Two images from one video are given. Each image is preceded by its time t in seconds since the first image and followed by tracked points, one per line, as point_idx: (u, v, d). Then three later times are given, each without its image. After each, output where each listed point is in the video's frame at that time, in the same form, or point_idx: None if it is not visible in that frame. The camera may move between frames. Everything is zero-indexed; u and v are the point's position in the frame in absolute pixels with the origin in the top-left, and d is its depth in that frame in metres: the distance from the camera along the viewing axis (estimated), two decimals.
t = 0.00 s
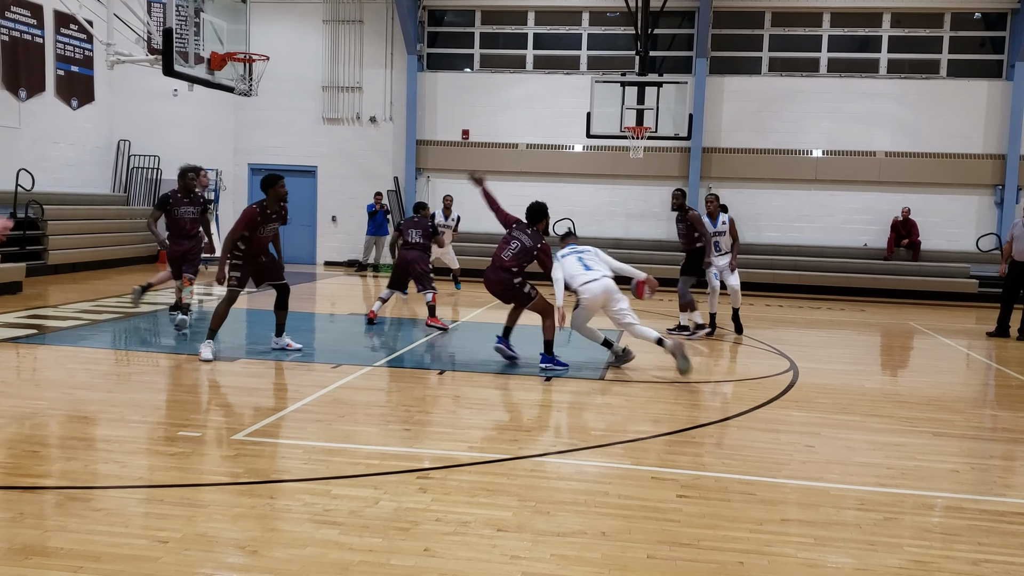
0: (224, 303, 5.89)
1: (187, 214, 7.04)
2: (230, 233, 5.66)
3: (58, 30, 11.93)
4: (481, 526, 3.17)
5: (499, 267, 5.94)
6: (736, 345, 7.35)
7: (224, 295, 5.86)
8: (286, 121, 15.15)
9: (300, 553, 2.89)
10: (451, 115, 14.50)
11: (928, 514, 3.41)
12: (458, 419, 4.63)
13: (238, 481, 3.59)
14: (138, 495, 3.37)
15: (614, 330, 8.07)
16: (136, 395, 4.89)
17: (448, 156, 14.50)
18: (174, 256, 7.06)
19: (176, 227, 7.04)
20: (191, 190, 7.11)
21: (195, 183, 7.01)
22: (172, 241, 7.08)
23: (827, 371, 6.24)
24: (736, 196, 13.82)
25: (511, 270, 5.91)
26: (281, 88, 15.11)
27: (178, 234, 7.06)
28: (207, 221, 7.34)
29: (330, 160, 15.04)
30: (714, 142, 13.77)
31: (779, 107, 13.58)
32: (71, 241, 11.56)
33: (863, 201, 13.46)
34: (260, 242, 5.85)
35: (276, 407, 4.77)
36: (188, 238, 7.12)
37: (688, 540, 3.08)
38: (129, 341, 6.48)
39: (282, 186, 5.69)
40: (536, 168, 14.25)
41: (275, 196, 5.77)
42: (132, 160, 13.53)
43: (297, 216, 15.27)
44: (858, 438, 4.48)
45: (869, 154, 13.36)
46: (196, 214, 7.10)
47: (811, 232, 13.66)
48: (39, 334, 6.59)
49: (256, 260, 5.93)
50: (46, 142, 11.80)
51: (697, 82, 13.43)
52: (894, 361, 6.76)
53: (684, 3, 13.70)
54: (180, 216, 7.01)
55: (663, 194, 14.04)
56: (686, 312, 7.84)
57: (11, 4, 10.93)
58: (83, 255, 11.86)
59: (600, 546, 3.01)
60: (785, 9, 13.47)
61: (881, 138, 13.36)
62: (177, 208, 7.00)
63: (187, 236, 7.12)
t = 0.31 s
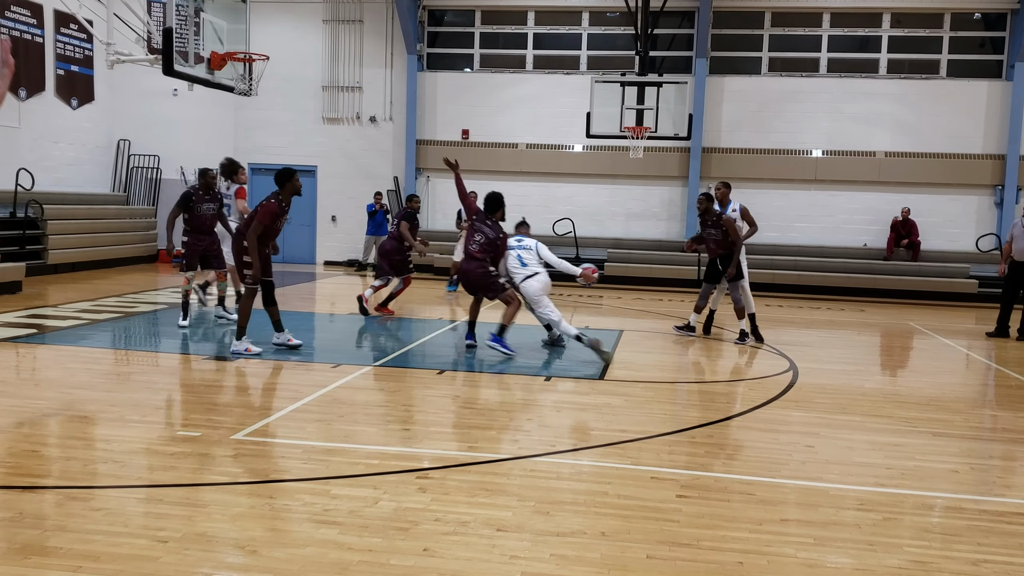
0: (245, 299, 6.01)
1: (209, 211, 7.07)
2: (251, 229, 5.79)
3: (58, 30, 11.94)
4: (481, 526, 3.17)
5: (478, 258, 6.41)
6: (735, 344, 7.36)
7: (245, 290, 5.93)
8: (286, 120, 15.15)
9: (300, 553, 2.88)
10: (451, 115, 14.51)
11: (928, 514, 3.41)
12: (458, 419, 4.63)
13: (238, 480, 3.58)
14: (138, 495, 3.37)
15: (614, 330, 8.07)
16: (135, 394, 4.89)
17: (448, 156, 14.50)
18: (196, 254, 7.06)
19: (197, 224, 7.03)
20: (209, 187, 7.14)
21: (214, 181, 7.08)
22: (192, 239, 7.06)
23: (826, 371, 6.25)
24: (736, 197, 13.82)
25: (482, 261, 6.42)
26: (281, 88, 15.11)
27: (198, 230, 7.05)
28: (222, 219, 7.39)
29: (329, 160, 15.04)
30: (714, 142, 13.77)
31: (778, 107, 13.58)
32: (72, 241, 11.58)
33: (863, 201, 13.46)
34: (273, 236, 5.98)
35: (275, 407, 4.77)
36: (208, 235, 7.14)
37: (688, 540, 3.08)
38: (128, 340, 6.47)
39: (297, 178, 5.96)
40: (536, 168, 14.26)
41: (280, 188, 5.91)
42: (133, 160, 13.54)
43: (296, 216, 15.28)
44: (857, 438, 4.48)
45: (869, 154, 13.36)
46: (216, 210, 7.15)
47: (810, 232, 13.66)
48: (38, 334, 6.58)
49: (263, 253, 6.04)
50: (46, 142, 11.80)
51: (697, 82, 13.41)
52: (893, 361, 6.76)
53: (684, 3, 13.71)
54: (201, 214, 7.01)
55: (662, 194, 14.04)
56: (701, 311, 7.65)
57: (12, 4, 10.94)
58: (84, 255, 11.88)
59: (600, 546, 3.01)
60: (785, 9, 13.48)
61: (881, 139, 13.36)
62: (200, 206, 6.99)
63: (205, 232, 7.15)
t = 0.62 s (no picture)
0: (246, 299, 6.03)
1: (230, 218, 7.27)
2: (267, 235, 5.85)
3: (58, 29, 11.94)
4: (480, 526, 3.17)
5: (417, 260, 6.76)
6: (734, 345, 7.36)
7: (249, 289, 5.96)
8: (285, 120, 15.14)
9: (298, 553, 2.89)
10: (450, 115, 14.51)
11: (926, 515, 3.41)
12: (455, 420, 4.63)
13: (237, 480, 3.58)
14: (136, 495, 3.37)
15: (612, 330, 8.08)
16: (133, 394, 4.89)
17: (447, 156, 14.49)
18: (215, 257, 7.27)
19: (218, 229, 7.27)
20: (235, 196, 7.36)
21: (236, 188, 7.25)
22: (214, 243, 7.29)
23: (825, 371, 6.25)
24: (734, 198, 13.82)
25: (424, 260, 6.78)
26: (280, 88, 15.10)
27: (219, 235, 7.28)
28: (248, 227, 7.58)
29: (328, 160, 15.04)
30: (713, 143, 13.78)
31: (777, 108, 13.58)
32: (71, 241, 11.59)
33: (862, 202, 13.47)
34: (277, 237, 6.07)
35: (274, 406, 4.77)
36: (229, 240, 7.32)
37: (686, 541, 3.08)
38: (127, 340, 6.47)
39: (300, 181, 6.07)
40: (535, 169, 14.26)
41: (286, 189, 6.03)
42: (132, 160, 13.56)
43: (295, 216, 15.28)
44: (855, 439, 4.48)
45: (868, 155, 13.36)
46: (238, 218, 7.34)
47: (809, 233, 13.67)
48: (36, 334, 6.58)
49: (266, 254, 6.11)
50: (45, 141, 11.79)
51: (696, 83, 13.40)
52: (892, 362, 6.76)
53: (683, 4, 13.70)
54: (223, 220, 7.25)
55: (661, 195, 14.04)
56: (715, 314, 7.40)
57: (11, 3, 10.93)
58: (83, 255, 11.89)
59: (599, 547, 3.01)
60: (784, 10, 13.48)
61: (879, 140, 13.37)
62: (222, 213, 7.22)
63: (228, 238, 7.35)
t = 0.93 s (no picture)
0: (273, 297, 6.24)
1: (241, 214, 7.39)
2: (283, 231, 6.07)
3: (58, 29, 11.95)
4: (479, 526, 3.17)
5: (366, 250, 6.87)
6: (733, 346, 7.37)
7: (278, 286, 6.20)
8: (284, 120, 15.15)
9: (298, 552, 2.89)
10: (449, 116, 14.51)
11: (925, 516, 3.42)
12: (454, 419, 4.64)
13: (236, 480, 3.59)
14: (135, 494, 3.37)
15: (611, 330, 8.08)
16: (132, 394, 4.89)
17: (446, 157, 14.49)
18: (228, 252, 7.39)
19: (230, 224, 7.36)
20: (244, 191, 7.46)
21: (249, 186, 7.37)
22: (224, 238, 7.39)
23: (824, 372, 6.26)
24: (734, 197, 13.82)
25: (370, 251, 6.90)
26: (279, 88, 15.10)
27: (231, 230, 7.38)
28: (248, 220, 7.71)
29: (328, 160, 15.03)
30: (713, 143, 13.78)
31: (777, 109, 13.58)
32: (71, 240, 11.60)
33: (862, 203, 13.47)
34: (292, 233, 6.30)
35: (273, 406, 4.78)
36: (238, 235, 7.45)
37: (685, 541, 3.09)
38: (127, 340, 6.47)
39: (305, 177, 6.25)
40: (534, 169, 14.27)
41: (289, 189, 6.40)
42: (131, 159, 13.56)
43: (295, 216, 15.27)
44: (854, 440, 4.49)
45: (868, 156, 13.36)
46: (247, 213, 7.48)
47: (809, 234, 13.66)
48: (35, 333, 6.58)
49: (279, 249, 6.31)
50: (44, 141, 11.78)
51: (695, 83, 13.39)
52: (891, 363, 6.77)
53: (683, 5, 13.71)
54: (235, 216, 7.34)
55: (661, 195, 14.04)
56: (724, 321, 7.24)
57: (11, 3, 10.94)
58: (82, 254, 11.89)
59: (597, 547, 3.01)
60: (784, 10, 13.47)
61: (879, 141, 13.37)
62: (235, 209, 7.34)
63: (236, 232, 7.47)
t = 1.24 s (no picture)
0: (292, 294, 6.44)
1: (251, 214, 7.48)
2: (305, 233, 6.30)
3: (58, 29, 11.95)
4: (481, 526, 3.17)
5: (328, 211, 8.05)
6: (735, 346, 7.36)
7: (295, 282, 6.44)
8: (286, 120, 15.16)
9: (299, 553, 2.89)
10: (451, 116, 14.51)
11: (927, 516, 3.42)
12: (456, 419, 4.64)
13: (237, 480, 3.59)
14: (137, 494, 3.37)
15: (612, 331, 8.08)
16: (134, 393, 4.89)
17: (448, 157, 14.49)
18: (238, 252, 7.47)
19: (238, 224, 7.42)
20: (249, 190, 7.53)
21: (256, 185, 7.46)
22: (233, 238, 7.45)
23: (826, 372, 6.26)
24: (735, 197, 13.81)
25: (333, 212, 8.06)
26: (281, 88, 15.10)
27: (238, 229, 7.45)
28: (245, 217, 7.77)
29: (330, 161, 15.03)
30: (715, 143, 13.79)
31: (778, 109, 13.58)
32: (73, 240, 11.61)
33: (863, 203, 13.47)
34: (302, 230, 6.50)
35: (275, 406, 4.78)
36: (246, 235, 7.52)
37: (687, 541, 3.08)
38: (129, 340, 6.47)
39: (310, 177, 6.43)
40: (536, 169, 14.27)
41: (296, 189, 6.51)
42: (133, 160, 13.59)
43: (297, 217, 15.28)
44: (856, 440, 4.48)
45: (869, 156, 13.37)
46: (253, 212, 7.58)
47: (810, 234, 13.65)
48: (37, 333, 6.58)
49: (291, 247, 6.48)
50: (46, 141, 11.80)
51: (697, 83, 13.38)
52: (893, 363, 6.76)
53: (685, 5, 13.72)
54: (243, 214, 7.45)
55: (662, 195, 14.03)
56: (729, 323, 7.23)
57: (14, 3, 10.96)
58: (84, 254, 11.90)
59: (599, 547, 3.01)
60: (786, 10, 13.47)
61: (880, 140, 13.37)
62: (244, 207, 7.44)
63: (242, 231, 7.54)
